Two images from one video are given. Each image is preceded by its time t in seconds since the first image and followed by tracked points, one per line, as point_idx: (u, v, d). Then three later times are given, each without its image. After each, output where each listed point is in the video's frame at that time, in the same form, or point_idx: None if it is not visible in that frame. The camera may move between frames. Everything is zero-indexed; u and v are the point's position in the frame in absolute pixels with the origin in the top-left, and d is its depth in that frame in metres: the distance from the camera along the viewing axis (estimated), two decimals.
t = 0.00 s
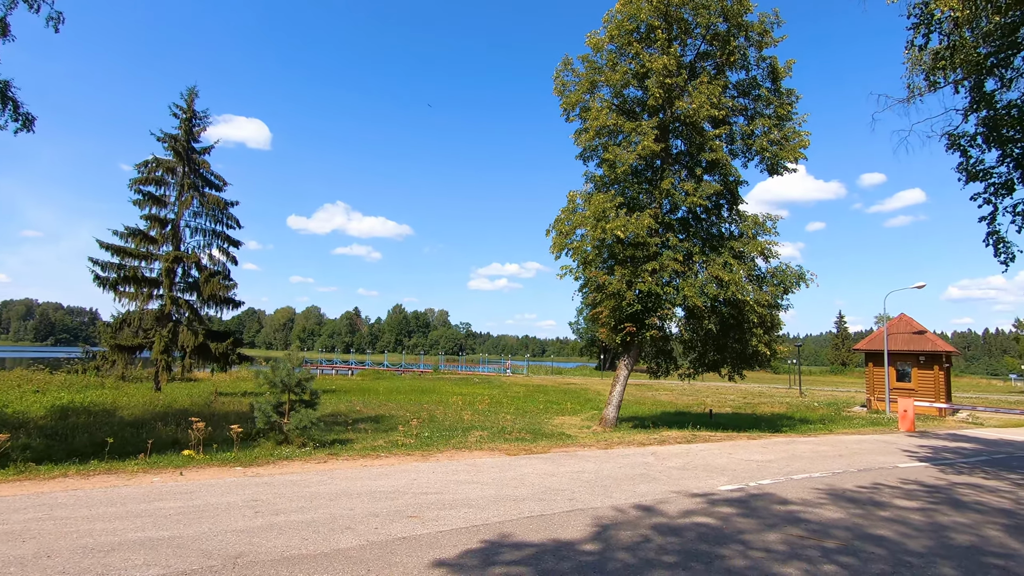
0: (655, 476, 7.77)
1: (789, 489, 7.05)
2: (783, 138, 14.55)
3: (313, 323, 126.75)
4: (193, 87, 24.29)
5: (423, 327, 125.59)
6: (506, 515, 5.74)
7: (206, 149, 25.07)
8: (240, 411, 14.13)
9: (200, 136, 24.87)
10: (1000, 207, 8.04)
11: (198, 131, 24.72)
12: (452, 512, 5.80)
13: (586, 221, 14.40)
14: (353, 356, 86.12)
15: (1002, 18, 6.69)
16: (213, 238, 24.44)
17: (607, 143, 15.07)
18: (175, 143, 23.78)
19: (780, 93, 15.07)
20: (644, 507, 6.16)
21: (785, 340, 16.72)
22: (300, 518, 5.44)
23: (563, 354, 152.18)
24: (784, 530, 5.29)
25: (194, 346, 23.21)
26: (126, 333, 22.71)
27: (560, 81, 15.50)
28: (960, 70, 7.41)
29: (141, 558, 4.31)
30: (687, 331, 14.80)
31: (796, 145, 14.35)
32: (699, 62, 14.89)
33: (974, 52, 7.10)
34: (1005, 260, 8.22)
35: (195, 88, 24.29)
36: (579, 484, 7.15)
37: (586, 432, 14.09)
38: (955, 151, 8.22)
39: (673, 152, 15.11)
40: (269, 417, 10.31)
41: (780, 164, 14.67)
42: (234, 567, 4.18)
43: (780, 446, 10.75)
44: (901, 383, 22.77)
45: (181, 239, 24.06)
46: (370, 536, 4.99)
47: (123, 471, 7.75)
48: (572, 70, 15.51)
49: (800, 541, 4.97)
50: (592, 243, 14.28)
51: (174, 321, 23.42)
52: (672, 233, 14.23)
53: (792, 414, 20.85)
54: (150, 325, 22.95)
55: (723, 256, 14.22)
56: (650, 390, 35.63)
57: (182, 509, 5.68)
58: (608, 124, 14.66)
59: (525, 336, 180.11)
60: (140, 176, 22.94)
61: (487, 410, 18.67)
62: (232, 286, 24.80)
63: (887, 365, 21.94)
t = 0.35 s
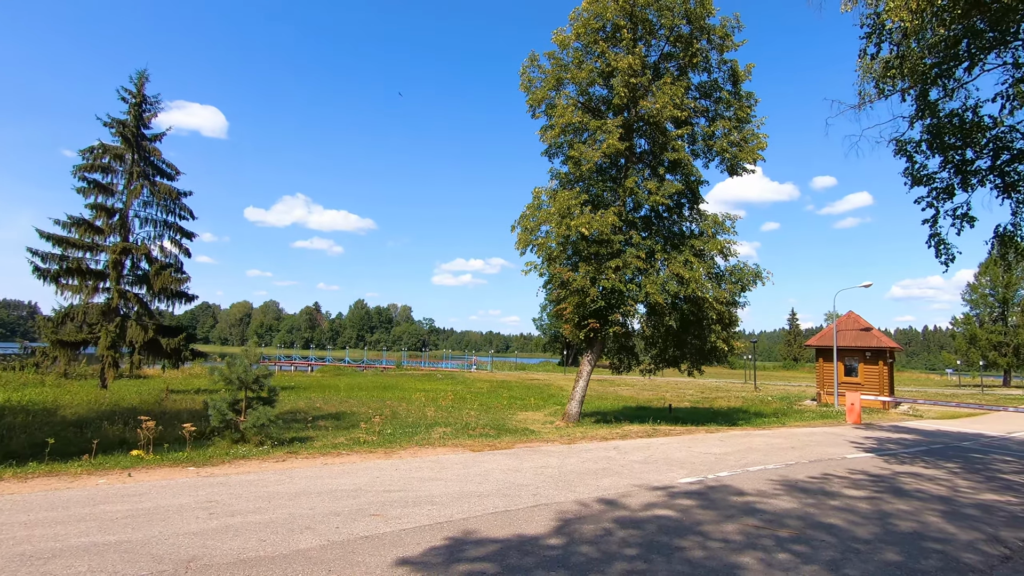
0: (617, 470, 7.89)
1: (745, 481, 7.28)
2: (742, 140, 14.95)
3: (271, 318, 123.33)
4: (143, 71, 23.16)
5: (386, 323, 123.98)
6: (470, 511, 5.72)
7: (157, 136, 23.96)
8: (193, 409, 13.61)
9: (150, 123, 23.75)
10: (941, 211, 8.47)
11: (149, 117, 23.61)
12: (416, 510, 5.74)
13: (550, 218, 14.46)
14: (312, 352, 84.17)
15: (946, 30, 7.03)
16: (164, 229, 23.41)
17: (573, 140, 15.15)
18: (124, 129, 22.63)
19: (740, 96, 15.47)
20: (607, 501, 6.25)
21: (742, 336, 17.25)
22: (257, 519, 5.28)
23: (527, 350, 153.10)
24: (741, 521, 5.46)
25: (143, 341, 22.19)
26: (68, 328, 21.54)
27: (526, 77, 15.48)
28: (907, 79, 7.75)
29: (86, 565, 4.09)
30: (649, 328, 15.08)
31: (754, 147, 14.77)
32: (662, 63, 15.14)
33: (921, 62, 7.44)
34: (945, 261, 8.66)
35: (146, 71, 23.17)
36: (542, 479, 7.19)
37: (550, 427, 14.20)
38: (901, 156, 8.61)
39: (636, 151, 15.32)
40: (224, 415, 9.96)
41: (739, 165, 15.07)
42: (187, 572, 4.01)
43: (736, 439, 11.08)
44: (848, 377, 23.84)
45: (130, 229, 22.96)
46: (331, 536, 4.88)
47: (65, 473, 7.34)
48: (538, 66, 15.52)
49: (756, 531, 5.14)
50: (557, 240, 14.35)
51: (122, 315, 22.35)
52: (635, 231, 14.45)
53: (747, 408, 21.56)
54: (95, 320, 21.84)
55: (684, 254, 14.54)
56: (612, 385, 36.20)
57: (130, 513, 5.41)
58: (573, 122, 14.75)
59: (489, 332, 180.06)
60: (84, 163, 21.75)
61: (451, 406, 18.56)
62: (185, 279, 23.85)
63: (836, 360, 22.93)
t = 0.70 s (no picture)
0: (569, 465, 8.00)
1: (692, 473, 7.53)
2: (692, 143, 15.43)
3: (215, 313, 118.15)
4: (75, 49, 21.67)
5: (337, 319, 121.10)
6: (423, 509, 5.66)
7: (89, 119, 22.48)
8: (128, 409, 12.88)
9: (82, 105, 22.25)
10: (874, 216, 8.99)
11: (80, 99, 22.11)
12: (367, 509, 5.63)
13: (506, 215, 14.46)
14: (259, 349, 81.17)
15: (880, 46, 7.44)
16: (97, 219, 22.01)
17: (529, 138, 15.21)
18: (52, 110, 21.09)
19: (691, 100, 15.94)
20: (559, 496, 6.32)
21: (690, 333, 17.82)
22: (198, 523, 5.04)
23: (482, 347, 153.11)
24: (688, 512, 5.65)
25: (72, 338, 20.78)
26: None
27: (483, 73, 15.42)
28: (844, 90, 8.18)
29: None
30: (602, 325, 15.35)
31: (704, 150, 15.26)
32: (618, 65, 15.40)
33: (857, 75, 7.83)
34: (876, 263, 9.21)
35: (78, 50, 21.68)
36: (496, 476, 7.20)
37: (503, 424, 14.25)
38: (838, 164, 9.09)
39: (591, 151, 15.52)
40: (162, 415, 9.46)
41: (689, 168, 15.54)
42: None
43: (684, 433, 11.44)
44: (788, 373, 25.03)
45: (58, 218, 21.46)
46: (278, 538, 4.73)
47: None
48: (495, 62, 15.48)
49: (701, 522, 5.32)
50: (512, 237, 14.35)
51: (48, 310, 20.86)
52: (589, 229, 14.66)
53: (694, 403, 22.32)
54: (18, 314, 20.28)
55: (637, 253, 14.88)
56: (566, 382, 36.68)
57: (56, 520, 5.06)
58: (530, 120, 14.80)
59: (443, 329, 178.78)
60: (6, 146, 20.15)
61: (403, 403, 18.32)
62: (120, 272, 22.51)
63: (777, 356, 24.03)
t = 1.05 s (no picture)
0: (507, 461, 8.05)
1: (624, 466, 7.76)
2: (630, 146, 15.89)
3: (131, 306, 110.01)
4: None
5: (268, 314, 115.93)
6: (356, 509, 5.52)
7: None
8: (28, 409, 11.74)
9: None
10: (793, 223, 9.61)
11: None
12: (297, 510, 5.42)
13: (447, 210, 14.32)
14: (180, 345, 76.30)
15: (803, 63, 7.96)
16: None
17: (471, 134, 15.11)
18: None
19: (630, 104, 16.38)
20: (496, 491, 6.34)
21: (626, 331, 18.36)
22: (108, 531, 4.67)
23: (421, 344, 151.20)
24: (620, 504, 5.82)
25: None
26: None
27: (426, 65, 15.19)
28: (769, 102, 8.69)
29: None
30: (541, 322, 15.53)
31: (641, 154, 15.75)
32: (560, 66, 15.61)
33: (782, 89, 8.35)
34: (796, 266, 9.84)
35: None
36: (432, 473, 7.13)
37: (441, 421, 14.14)
38: (764, 172, 9.64)
39: (533, 150, 15.64)
40: (68, 416, 8.70)
41: (627, 170, 15.98)
42: None
43: (617, 428, 11.78)
44: (715, 369, 26.30)
45: None
46: (199, 543, 4.47)
47: None
48: (438, 56, 15.28)
49: (633, 513, 5.50)
50: (453, 233, 14.24)
51: None
52: (529, 227, 14.78)
53: (628, 399, 23.05)
54: None
55: (576, 252, 15.16)
56: (505, 379, 36.87)
57: None
58: (472, 116, 14.72)
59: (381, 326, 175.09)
60: None
61: (337, 401, 17.80)
62: (20, 260, 20.48)
63: (706, 354, 25.19)
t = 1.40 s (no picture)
0: (445, 459, 8.01)
1: (561, 461, 7.91)
2: (572, 147, 16.15)
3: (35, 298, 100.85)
4: None
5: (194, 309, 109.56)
6: (287, 511, 5.32)
7: None
8: None
9: None
10: (724, 226, 10.10)
11: None
12: (223, 515, 5.17)
13: (388, 205, 14.04)
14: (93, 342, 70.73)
15: (735, 74, 8.38)
16: None
17: (414, 128, 14.88)
18: None
19: (573, 106, 16.66)
20: (434, 489, 6.30)
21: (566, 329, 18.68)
22: (5, 543, 4.27)
23: (360, 341, 147.48)
24: (556, 498, 5.93)
25: None
26: None
27: (368, 56, 14.81)
28: (703, 111, 9.11)
29: None
30: (482, 320, 15.52)
31: (583, 155, 16.05)
32: (505, 64, 15.66)
33: (716, 98, 8.77)
34: (725, 267, 10.35)
35: None
36: (369, 473, 6.99)
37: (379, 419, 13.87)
38: (697, 177, 10.07)
39: (477, 147, 15.59)
40: None
41: (569, 171, 16.24)
42: None
43: (556, 424, 11.98)
44: (650, 366, 27.23)
45: None
46: (111, 553, 4.16)
47: None
48: (381, 46, 14.95)
49: (568, 506, 5.61)
50: (394, 228, 13.96)
51: None
52: (472, 224, 14.74)
53: (567, 395, 23.47)
54: None
55: (518, 250, 15.25)
56: (445, 376, 36.65)
57: None
58: (416, 110, 14.49)
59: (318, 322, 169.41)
60: None
61: (269, 400, 17.09)
62: None
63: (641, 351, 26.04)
